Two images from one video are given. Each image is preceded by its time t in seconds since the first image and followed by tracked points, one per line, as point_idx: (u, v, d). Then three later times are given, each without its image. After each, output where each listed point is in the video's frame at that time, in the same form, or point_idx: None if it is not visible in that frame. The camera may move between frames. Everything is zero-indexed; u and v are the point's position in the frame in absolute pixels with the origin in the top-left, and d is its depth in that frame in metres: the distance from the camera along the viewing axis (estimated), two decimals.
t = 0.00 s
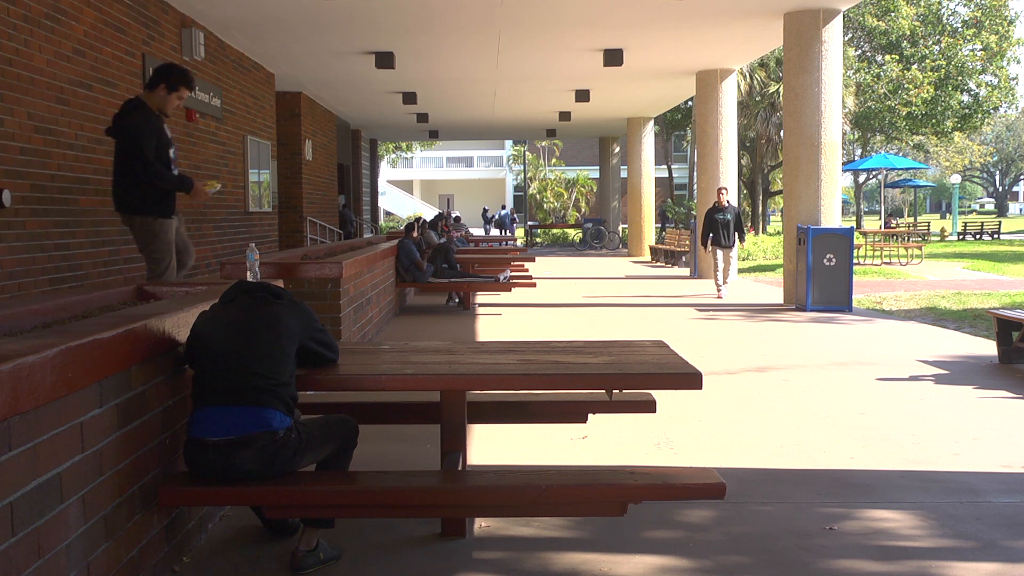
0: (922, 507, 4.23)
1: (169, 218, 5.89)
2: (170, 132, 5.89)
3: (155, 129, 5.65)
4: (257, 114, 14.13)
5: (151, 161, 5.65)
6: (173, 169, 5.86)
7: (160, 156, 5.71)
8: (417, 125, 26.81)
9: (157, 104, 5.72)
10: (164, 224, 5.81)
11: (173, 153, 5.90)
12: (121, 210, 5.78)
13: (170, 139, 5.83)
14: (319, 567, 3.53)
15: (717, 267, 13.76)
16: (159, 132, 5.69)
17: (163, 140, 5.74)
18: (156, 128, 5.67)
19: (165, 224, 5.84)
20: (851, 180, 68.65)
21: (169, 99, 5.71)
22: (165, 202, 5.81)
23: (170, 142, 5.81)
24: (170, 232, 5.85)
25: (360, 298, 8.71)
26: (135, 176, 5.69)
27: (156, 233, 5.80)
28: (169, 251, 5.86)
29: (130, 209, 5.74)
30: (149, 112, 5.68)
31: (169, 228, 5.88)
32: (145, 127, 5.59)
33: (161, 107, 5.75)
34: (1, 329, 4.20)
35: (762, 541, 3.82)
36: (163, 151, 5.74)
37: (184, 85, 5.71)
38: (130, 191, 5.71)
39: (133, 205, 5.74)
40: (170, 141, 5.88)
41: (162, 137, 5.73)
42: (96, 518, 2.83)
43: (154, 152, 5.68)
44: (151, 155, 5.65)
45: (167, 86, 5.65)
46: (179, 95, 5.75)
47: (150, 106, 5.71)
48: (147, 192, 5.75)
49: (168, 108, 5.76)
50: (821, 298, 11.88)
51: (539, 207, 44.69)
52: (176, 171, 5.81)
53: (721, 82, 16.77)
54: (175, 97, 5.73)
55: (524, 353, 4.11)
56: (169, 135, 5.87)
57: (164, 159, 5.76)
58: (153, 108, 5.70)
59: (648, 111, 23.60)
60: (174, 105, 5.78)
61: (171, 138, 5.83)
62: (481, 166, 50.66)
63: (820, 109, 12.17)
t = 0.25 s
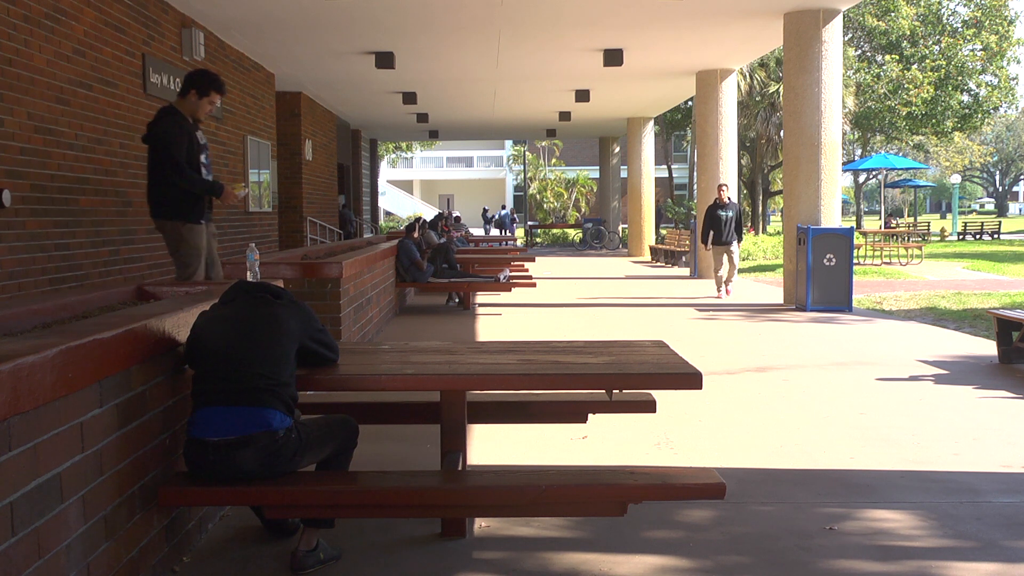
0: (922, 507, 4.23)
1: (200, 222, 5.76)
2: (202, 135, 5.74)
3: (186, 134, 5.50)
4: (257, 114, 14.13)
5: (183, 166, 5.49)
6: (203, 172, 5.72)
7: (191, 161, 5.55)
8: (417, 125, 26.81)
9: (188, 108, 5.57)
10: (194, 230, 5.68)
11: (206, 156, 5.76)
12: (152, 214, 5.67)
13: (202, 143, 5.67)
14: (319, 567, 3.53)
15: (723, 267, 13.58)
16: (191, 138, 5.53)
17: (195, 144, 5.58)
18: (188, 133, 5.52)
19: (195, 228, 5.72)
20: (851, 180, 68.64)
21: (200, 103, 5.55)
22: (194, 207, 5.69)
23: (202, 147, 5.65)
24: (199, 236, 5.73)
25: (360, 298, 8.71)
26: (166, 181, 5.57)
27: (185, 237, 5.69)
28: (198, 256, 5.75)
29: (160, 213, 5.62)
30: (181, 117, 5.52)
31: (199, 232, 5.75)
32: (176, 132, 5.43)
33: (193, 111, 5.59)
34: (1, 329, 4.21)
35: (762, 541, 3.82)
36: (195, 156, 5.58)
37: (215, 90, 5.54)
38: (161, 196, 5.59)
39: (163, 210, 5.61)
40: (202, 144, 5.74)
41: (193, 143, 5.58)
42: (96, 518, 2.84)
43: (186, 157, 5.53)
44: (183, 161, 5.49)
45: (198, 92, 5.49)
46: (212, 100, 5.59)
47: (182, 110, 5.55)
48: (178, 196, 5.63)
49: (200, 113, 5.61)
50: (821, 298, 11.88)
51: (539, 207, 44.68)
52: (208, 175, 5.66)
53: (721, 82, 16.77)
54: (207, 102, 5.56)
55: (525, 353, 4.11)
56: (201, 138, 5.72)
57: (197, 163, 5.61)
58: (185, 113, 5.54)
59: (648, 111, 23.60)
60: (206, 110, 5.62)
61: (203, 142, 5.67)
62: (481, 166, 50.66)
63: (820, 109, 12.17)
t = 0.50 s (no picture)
0: (922, 507, 4.23)
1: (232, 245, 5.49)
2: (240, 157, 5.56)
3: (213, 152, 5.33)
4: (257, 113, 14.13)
5: (208, 186, 5.31)
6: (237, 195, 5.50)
7: (222, 181, 5.36)
8: (417, 125, 26.80)
9: (222, 128, 5.43)
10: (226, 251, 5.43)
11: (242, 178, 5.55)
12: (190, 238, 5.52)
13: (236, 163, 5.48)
14: (319, 567, 3.53)
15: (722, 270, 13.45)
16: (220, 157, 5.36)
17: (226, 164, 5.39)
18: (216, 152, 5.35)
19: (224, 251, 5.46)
20: (851, 180, 68.64)
21: (232, 123, 5.39)
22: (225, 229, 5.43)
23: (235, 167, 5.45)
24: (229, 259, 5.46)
25: (360, 298, 8.71)
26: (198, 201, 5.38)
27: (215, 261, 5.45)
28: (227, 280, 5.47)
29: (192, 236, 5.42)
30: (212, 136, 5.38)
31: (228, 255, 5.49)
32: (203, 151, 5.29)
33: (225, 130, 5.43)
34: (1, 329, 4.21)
35: (762, 541, 3.82)
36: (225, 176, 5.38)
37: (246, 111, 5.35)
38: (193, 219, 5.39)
39: (195, 232, 5.39)
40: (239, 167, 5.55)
41: (225, 163, 5.39)
42: (96, 518, 2.84)
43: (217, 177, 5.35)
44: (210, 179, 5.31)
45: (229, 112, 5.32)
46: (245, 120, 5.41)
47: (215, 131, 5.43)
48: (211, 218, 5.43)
49: (235, 135, 5.45)
50: (821, 298, 11.88)
51: (539, 207, 44.68)
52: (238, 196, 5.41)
53: (721, 81, 16.77)
54: (240, 124, 5.40)
55: (525, 353, 4.11)
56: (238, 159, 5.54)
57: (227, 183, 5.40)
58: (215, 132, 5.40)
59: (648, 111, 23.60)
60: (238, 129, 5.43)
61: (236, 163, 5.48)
62: (481, 166, 50.66)
63: (820, 109, 12.17)
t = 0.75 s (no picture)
0: (922, 507, 4.23)
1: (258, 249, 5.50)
2: (271, 162, 5.51)
3: (242, 158, 5.29)
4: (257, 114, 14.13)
5: (236, 191, 5.27)
6: (267, 199, 5.46)
7: (250, 185, 5.32)
8: (417, 125, 26.80)
9: (253, 133, 5.36)
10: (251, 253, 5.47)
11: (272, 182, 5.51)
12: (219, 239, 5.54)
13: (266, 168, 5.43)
14: (319, 567, 3.53)
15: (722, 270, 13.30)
16: (249, 162, 5.32)
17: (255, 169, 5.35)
18: (245, 157, 5.31)
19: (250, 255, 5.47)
20: (851, 180, 68.61)
21: (264, 128, 5.31)
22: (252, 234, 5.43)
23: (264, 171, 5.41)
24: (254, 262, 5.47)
25: (360, 298, 8.71)
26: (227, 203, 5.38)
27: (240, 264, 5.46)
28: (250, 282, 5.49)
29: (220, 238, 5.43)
30: (243, 141, 5.33)
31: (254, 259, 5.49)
32: (231, 156, 5.26)
33: (257, 135, 5.36)
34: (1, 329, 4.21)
35: (762, 541, 3.81)
36: (253, 181, 5.34)
37: (276, 117, 5.22)
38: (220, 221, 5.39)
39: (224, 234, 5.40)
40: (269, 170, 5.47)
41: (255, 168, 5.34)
42: (96, 518, 2.83)
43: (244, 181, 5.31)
44: (238, 184, 5.29)
45: (260, 117, 5.23)
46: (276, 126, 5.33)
47: (247, 135, 5.37)
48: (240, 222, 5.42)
49: (267, 140, 5.37)
50: (821, 298, 11.88)
51: (539, 207, 44.67)
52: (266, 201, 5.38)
53: (721, 82, 16.76)
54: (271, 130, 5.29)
55: (524, 353, 4.11)
56: (269, 164, 5.49)
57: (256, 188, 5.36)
58: (247, 137, 5.35)
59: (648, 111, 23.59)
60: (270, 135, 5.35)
61: (266, 168, 5.43)
62: (481, 166, 50.63)
63: (820, 109, 12.17)
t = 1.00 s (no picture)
0: (923, 507, 4.23)
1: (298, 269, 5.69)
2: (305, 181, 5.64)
3: (277, 181, 5.42)
4: (257, 113, 14.12)
5: (275, 214, 5.43)
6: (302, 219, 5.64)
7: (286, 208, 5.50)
8: (417, 125, 26.80)
9: (286, 153, 5.47)
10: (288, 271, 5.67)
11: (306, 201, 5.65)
12: (257, 259, 5.72)
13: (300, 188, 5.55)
14: (319, 567, 3.53)
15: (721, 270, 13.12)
16: (283, 184, 5.45)
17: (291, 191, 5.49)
18: (280, 180, 5.44)
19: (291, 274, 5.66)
20: (851, 180, 68.60)
21: (296, 146, 5.38)
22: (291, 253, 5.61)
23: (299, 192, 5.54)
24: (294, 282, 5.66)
25: (360, 298, 8.71)
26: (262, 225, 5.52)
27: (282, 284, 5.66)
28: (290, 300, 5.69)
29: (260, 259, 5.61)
30: (277, 163, 5.45)
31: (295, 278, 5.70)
32: (266, 181, 5.38)
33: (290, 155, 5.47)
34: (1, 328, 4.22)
35: (762, 541, 3.81)
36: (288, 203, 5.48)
37: (307, 133, 5.27)
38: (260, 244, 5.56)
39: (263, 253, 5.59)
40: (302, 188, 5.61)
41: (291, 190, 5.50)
42: (96, 518, 2.83)
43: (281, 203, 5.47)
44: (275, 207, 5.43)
45: (292, 136, 5.31)
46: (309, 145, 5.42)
47: (280, 156, 5.47)
48: (278, 242, 5.59)
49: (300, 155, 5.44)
50: (821, 298, 11.88)
51: (539, 207, 44.66)
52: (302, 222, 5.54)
53: (721, 82, 16.76)
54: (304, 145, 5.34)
55: (525, 353, 4.11)
56: (302, 183, 5.62)
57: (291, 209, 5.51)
58: (280, 159, 5.46)
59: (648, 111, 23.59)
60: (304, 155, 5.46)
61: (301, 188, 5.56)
62: (481, 166, 50.62)
63: (820, 109, 12.17)
